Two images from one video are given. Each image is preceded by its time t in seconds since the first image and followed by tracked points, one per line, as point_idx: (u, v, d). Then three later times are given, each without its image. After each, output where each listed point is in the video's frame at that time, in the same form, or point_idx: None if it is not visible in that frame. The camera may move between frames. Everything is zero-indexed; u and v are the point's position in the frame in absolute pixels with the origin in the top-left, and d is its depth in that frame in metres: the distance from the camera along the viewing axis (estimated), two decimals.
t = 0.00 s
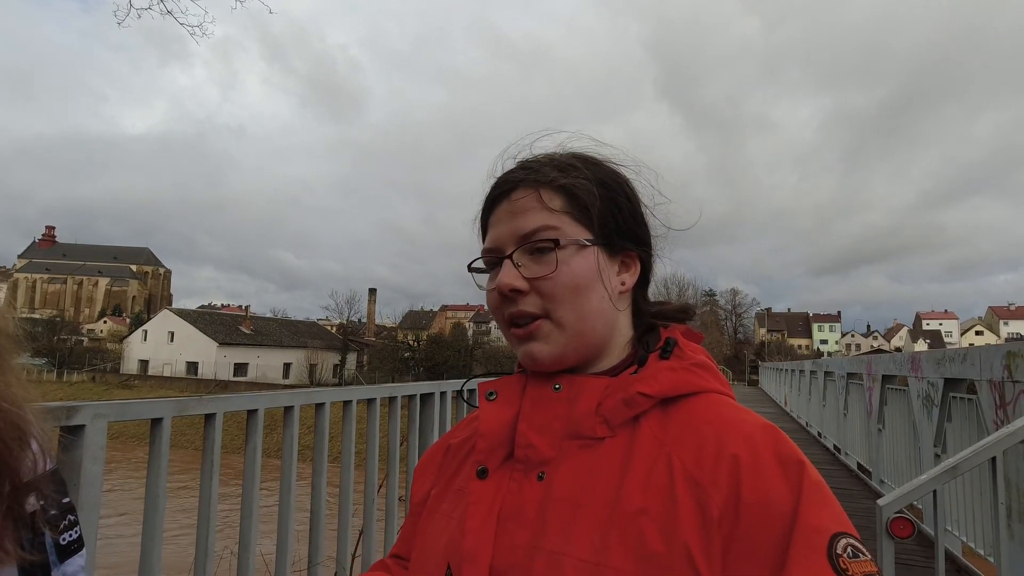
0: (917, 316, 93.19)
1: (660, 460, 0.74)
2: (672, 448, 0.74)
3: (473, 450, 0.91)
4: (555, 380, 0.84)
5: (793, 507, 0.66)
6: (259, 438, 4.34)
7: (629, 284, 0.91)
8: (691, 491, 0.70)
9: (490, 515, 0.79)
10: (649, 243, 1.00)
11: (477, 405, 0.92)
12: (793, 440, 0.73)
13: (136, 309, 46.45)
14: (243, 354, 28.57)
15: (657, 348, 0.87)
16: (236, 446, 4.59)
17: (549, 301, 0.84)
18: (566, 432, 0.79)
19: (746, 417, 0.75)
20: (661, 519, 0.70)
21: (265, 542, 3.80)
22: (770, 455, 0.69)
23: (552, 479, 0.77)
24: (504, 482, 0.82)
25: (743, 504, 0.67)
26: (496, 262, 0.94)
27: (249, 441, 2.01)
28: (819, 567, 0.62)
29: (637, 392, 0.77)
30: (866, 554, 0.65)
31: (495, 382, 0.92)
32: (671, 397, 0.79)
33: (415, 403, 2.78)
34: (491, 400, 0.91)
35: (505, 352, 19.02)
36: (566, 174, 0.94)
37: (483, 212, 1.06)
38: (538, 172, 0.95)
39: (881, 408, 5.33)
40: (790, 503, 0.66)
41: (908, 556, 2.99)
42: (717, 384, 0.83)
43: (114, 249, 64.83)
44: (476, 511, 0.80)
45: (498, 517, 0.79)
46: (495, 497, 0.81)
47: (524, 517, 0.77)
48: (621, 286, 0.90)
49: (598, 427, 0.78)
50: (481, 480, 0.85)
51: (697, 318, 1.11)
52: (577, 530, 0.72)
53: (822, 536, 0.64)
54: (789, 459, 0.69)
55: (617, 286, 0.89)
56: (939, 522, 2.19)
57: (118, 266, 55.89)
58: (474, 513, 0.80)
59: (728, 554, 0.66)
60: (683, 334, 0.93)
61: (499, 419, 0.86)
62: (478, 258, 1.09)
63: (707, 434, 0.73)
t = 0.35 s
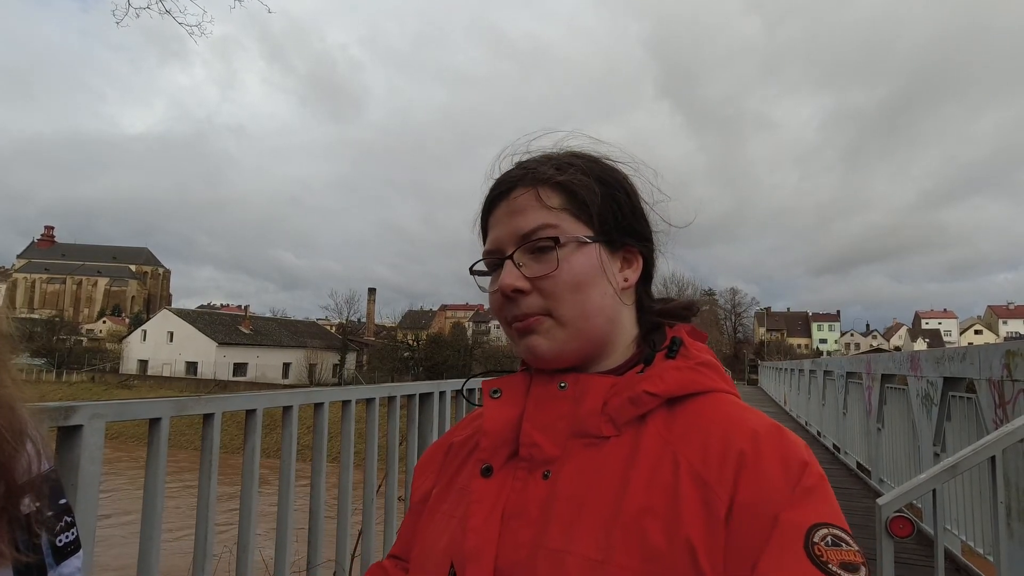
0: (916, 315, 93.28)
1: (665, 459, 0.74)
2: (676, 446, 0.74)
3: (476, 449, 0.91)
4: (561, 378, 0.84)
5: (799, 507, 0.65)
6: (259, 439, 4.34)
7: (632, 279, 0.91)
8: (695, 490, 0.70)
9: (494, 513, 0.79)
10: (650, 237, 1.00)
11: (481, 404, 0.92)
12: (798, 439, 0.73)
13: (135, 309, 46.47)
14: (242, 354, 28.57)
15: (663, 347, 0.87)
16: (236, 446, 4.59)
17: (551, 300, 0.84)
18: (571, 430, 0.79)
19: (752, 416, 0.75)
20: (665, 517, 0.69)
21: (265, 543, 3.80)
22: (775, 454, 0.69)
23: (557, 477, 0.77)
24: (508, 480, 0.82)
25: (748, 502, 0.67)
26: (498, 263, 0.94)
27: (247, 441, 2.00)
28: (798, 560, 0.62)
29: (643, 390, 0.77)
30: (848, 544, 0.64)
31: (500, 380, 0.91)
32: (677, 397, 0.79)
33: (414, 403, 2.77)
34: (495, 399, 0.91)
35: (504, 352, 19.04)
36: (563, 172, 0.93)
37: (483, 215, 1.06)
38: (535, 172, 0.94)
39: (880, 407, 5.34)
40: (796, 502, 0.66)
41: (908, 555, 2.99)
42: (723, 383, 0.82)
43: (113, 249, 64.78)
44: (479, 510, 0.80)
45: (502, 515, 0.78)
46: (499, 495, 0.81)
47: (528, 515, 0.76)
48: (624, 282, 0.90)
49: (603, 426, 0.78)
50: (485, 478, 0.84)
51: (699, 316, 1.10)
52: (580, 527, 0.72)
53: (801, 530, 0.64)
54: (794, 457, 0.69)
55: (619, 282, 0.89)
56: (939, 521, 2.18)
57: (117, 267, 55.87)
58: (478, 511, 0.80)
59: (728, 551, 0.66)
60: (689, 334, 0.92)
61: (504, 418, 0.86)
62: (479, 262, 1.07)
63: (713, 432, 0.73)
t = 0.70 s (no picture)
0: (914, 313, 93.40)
1: (664, 453, 0.73)
2: (676, 441, 0.73)
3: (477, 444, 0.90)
4: (561, 373, 0.83)
5: (798, 504, 0.65)
6: (257, 437, 4.33)
7: (639, 279, 0.89)
8: (693, 484, 0.69)
9: (492, 507, 0.78)
10: (662, 240, 0.98)
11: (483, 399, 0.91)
12: (797, 434, 0.72)
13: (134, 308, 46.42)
14: (241, 353, 28.55)
15: (664, 342, 0.86)
16: (235, 444, 4.57)
17: (557, 290, 0.82)
18: (570, 424, 0.79)
19: (752, 411, 0.75)
20: (662, 511, 0.69)
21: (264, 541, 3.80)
22: (773, 449, 0.68)
23: (555, 471, 0.77)
24: (507, 475, 0.81)
25: (746, 499, 0.66)
26: (507, 251, 0.92)
27: (246, 440, 2.00)
28: (820, 563, 0.61)
29: (642, 384, 0.77)
30: (869, 551, 0.64)
31: (501, 376, 0.91)
32: (677, 391, 0.78)
33: (414, 401, 2.77)
34: (497, 394, 0.90)
35: (503, 350, 19.04)
36: (580, 165, 0.92)
37: (496, 204, 1.04)
38: (554, 162, 0.93)
39: (879, 404, 5.34)
40: (795, 500, 0.65)
41: (907, 552, 2.99)
42: (724, 379, 0.82)
43: (112, 249, 64.76)
44: (478, 503, 0.79)
45: (500, 509, 0.78)
46: (497, 490, 0.80)
47: (526, 508, 0.76)
48: (631, 280, 0.88)
49: (602, 420, 0.77)
50: (485, 472, 0.83)
51: (704, 316, 1.10)
52: (579, 522, 0.71)
53: (823, 533, 0.63)
54: (795, 454, 0.68)
55: (626, 279, 0.87)
56: (939, 517, 2.18)
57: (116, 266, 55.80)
58: (476, 505, 0.79)
59: (730, 548, 0.65)
60: (691, 331, 0.92)
61: (504, 412, 0.85)
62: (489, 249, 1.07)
63: (713, 428, 0.72)
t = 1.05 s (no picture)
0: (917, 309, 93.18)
1: (676, 451, 0.72)
2: (688, 439, 0.72)
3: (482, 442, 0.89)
4: (569, 369, 0.82)
5: (817, 501, 0.64)
6: (260, 435, 4.33)
7: (647, 274, 0.87)
8: (709, 483, 0.68)
9: (501, 508, 0.77)
10: (668, 236, 0.97)
11: (488, 398, 0.89)
12: (809, 430, 0.71)
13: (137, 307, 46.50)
14: (244, 351, 28.58)
15: (671, 337, 0.85)
16: (238, 442, 4.58)
17: (567, 280, 0.80)
18: (579, 422, 0.78)
19: (763, 407, 0.74)
20: (678, 511, 0.68)
21: (265, 539, 3.80)
22: (788, 446, 0.68)
23: (566, 471, 0.75)
24: (515, 475, 0.80)
25: (764, 498, 0.65)
26: (514, 240, 0.90)
27: (247, 438, 1.99)
28: (854, 563, 0.61)
29: (653, 381, 0.75)
30: (894, 549, 0.64)
31: (505, 373, 0.89)
32: (686, 388, 0.77)
33: (416, 398, 2.76)
34: (502, 393, 0.88)
35: (505, 348, 19.03)
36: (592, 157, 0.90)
37: (503, 193, 1.02)
38: (565, 152, 0.91)
39: (882, 402, 5.32)
40: (814, 497, 0.64)
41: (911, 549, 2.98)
42: (731, 374, 0.81)
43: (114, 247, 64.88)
44: (486, 505, 0.78)
45: (510, 510, 0.76)
46: (506, 490, 0.79)
47: (536, 508, 0.75)
48: (639, 275, 0.86)
49: (612, 418, 0.76)
50: (492, 473, 0.82)
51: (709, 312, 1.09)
52: (591, 522, 0.70)
53: (854, 532, 0.62)
54: (810, 450, 0.67)
55: (634, 274, 0.86)
56: (944, 515, 2.17)
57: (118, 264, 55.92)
58: (484, 507, 0.78)
59: (750, 548, 0.65)
60: (697, 326, 0.91)
61: (511, 410, 0.84)
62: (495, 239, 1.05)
63: (725, 426, 0.71)
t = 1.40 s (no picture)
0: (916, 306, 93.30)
1: (682, 451, 0.71)
2: (693, 439, 0.72)
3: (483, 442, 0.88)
4: (571, 370, 0.81)
5: (825, 501, 0.63)
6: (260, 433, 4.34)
7: (648, 273, 0.86)
8: (715, 484, 0.68)
9: (506, 510, 0.76)
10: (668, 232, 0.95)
11: (489, 398, 0.88)
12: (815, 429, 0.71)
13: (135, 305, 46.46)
14: (243, 350, 28.57)
15: (674, 337, 0.84)
16: (237, 439, 4.58)
17: (570, 289, 0.79)
18: (583, 423, 0.77)
19: (769, 407, 0.73)
20: (684, 512, 0.67)
21: (264, 538, 3.79)
22: (795, 446, 0.67)
23: (570, 472, 0.75)
24: (518, 476, 0.79)
25: (771, 498, 0.64)
26: (512, 248, 0.89)
27: (246, 436, 1.98)
28: (864, 563, 0.60)
29: (657, 382, 0.74)
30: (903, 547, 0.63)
31: (506, 374, 0.88)
32: (690, 387, 0.76)
33: (415, 396, 2.75)
34: (503, 393, 0.87)
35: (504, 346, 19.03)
36: (585, 159, 0.88)
37: (495, 198, 0.99)
38: (557, 156, 0.88)
39: (882, 398, 5.32)
40: (823, 497, 0.64)
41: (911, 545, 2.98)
42: (733, 372, 0.80)
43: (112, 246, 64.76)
44: (491, 507, 0.77)
45: (514, 512, 0.76)
46: (510, 491, 0.78)
47: (541, 510, 0.74)
48: (640, 275, 0.85)
49: (616, 419, 0.75)
50: (495, 474, 0.81)
51: (709, 308, 1.08)
52: (597, 524, 0.70)
53: (864, 531, 0.61)
54: (816, 451, 0.66)
55: (635, 274, 0.84)
56: (944, 511, 2.17)
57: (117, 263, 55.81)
58: (489, 508, 0.77)
59: (757, 548, 0.64)
60: (699, 325, 0.90)
61: (513, 411, 0.83)
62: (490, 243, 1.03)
63: (731, 426, 0.71)
